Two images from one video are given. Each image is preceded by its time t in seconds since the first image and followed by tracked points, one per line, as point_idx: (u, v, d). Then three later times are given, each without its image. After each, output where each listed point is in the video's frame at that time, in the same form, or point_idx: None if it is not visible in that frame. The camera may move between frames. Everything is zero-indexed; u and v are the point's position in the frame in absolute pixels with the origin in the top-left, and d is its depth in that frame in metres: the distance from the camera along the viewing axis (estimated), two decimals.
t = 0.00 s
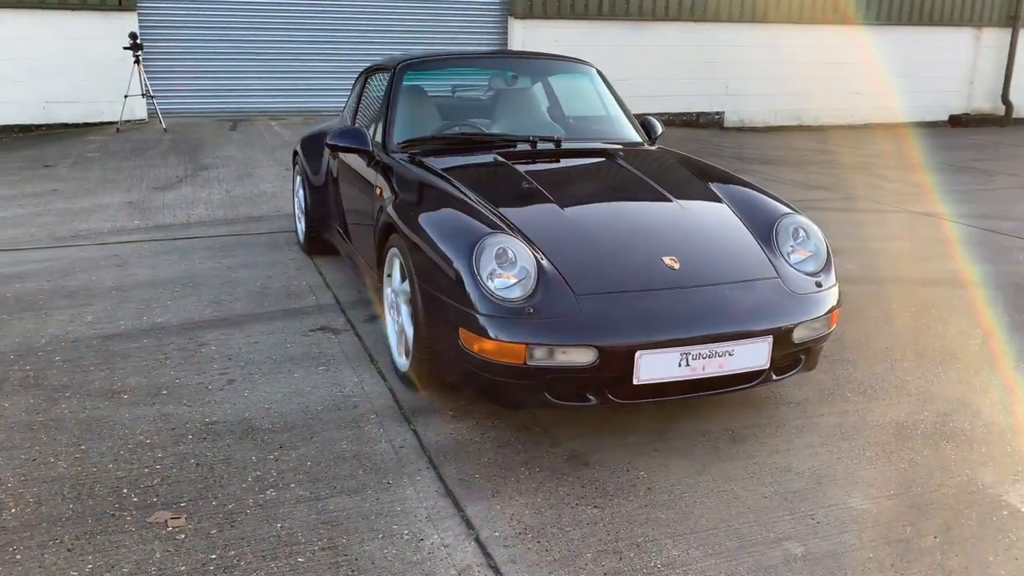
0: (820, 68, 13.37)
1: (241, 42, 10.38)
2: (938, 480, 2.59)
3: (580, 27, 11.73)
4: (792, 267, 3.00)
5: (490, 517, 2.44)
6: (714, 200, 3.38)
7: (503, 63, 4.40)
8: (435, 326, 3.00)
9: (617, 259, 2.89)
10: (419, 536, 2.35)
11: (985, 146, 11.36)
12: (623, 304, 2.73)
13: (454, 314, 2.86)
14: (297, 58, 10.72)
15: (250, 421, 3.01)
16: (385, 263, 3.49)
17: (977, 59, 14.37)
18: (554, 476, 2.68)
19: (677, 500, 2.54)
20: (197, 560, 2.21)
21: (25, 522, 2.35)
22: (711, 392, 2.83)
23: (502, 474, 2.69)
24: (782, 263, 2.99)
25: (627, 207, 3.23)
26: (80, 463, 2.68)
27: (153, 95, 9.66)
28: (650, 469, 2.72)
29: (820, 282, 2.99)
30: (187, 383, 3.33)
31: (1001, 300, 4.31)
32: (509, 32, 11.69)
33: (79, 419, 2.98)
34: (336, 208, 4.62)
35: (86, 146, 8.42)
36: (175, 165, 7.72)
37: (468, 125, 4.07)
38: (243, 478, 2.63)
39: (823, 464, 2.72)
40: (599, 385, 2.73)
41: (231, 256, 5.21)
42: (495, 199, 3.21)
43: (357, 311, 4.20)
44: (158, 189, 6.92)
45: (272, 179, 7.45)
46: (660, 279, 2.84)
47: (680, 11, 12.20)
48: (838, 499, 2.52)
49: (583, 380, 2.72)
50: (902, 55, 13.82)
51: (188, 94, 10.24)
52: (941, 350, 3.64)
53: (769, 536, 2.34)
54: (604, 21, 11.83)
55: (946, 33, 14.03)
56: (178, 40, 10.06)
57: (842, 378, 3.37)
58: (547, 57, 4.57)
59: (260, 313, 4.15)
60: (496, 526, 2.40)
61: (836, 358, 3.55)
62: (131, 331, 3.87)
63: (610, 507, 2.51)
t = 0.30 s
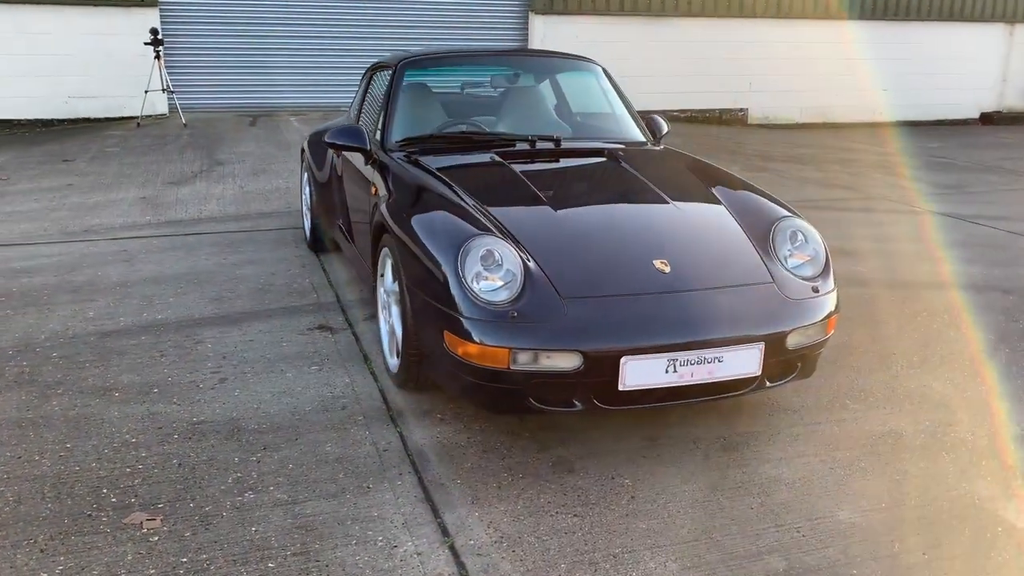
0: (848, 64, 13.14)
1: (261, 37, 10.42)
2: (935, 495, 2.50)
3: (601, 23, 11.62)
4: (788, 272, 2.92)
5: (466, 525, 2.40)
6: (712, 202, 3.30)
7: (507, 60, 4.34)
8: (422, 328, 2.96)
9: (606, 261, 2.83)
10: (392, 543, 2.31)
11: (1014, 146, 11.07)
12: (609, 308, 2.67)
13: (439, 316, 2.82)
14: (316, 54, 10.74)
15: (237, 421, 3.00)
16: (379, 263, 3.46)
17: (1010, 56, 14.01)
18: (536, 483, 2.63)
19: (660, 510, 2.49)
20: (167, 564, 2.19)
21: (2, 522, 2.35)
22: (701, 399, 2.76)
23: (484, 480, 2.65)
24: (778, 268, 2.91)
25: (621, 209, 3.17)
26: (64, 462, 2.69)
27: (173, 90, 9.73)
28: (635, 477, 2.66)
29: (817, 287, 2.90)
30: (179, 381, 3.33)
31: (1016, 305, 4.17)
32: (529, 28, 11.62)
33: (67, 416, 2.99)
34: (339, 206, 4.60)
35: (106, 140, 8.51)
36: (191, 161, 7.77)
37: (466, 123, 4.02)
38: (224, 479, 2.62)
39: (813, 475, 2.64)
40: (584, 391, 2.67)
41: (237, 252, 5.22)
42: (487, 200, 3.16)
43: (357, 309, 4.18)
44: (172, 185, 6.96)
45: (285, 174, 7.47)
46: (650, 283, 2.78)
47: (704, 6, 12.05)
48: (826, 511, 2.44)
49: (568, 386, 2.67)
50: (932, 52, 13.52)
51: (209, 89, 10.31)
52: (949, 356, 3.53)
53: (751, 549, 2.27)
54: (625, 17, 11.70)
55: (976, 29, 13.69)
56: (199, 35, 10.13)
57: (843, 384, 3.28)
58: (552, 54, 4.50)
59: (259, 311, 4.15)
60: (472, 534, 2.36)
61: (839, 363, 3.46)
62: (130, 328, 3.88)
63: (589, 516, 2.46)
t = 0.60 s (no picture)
0: (874, 66, 12.93)
1: (284, 38, 10.52)
2: (920, 507, 2.44)
3: (622, 24, 11.59)
4: (776, 277, 2.88)
5: (439, 528, 2.39)
6: (705, 207, 3.27)
7: (507, 62, 4.34)
8: (406, 329, 2.95)
9: (590, 265, 2.80)
10: (363, 544, 2.31)
11: None
12: (591, 312, 2.64)
13: (421, 318, 2.80)
14: (338, 55, 10.81)
15: (224, 420, 3.01)
16: (371, 264, 3.46)
17: None
18: (514, 487, 2.62)
19: (635, 516, 2.45)
20: (137, 561, 2.21)
21: None
22: (683, 405, 2.73)
23: (463, 482, 2.64)
24: (766, 273, 2.87)
25: (610, 212, 3.14)
26: (49, 457, 2.72)
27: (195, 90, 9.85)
28: (614, 482, 2.63)
29: (805, 292, 2.87)
30: (172, 378, 3.36)
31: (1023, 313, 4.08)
32: (550, 30, 11.61)
33: (59, 411, 3.02)
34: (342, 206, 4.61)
35: (128, 138, 8.63)
36: (209, 159, 7.86)
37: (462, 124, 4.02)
38: (204, 476, 2.63)
39: (796, 483, 2.59)
40: (564, 394, 2.65)
41: (245, 251, 5.26)
42: (476, 202, 3.15)
43: (355, 309, 4.19)
44: (189, 182, 7.04)
45: (300, 173, 7.53)
46: (633, 286, 2.75)
47: (725, 7, 11.95)
48: (804, 521, 2.39)
49: (548, 389, 2.65)
50: (961, 55, 13.27)
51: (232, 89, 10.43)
52: (951, 364, 3.45)
53: (723, 557, 2.23)
54: (646, 18, 11.66)
55: (1007, 31, 13.41)
56: (223, 36, 10.25)
57: (840, 393, 3.21)
58: (555, 55, 4.49)
59: (259, 309, 4.17)
60: (444, 538, 2.35)
61: (838, 372, 3.39)
62: (131, 325, 3.93)
63: (563, 521, 2.43)
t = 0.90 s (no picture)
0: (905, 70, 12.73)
1: (312, 40, 10.64)
2: (899, 515, 2.44)
3: (647, 27, 11.58)
4: (763, 282, 2.87)
5: (410, 528, 2.39)
6: (698, 209, 3.24)
7: (511, 63, 4.36)
8: (391, 328, 2.95)
9: (573, 267, 2.79)
10: (332, 543, 2.31)
11: None
12: (572, 315, 2.64)
13: (404, 319, 2.80)
14: (364, 57, 10.89)
15: (213, 416, 3.05)
16: (364, 264, 3.48)
17: None
18: (491, 487, 2.61)
19: (608, 520, 2.44)
20: (108, 555, 2.24)
21: None
22: (663, 408, 2.72)
23: (439, 481, 2.63)
24: (753, 278, 2.86)
25: (599, 214, 3.13)
26: (39, 450, 2.78)
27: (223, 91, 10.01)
28: (592, 485, 2.62)
29: (791, 297, 2.86)
30: (169, 374, 3.41)
31: None
32: (575, 34, 11.61)
33: (53, 406, 3.09)
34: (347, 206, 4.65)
35: (156, 138, 8.80)
36: (233, 159, 7.98)
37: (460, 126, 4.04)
38: (185, 472, 2.66)
39: (775, 489, 2.60)
40: (543, 396, 2.64)
41: (257, 249, 5.32)
42: (465, 202, 3.15)
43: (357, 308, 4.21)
44: (211, 182, 7.15)
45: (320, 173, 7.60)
46: (615, 289, 2.74)
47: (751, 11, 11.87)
48: (778, 530, 2.38)
49: (526, 390, 2.64)
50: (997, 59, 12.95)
51: (260, 90, 10.58)
52: (948, 377, 3.45)
53: (691, 563, 2.22)
54: (671, 22, 11.64)
55: None
56: (251, 38, 10.40)
57: (829, 399, 3.27)
58: (560, 58, 4.49)
59: (262, 307, 4.21)
60: (414, 537, 2.35)
61: (830, 377, 3.49)
62: (135, 321, 4.00)
63: (536, 523, 2.42)
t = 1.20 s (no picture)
0: (944, 70, 12.38)
1: (339, 40, 10.70)
2: (884, 528, 2.42)
3: (674, 26, 11.46)
4: (756, 287, 2.84)
5: (384, 529, 2.37)
6: (695, 212, 3.19)
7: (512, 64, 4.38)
8: (377, 328, 2.93)
9: (559, 269, 2.76)
10: (304, 544, 2.30)
11: None
12: (557, 317, 2.61)
13: (389, 321, 2.77)
14: (391, 56, 10.92)
15: (204, 414, 3.07)
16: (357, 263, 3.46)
17: None
18: (471, 490, 2.58)
19: (586, 525, 2.40)
20: (81, 551, 2.26)
21: None
22: (647, 413, 2.69)
23: (419, 483, 2.61)
24: (746, 282, 2.83)
25: (591, 216, 3.09)
26: (29, 446, 2.82)
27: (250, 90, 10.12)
28: (573, 490, 2.58)
29: (784, 303, 2.83)
30: (166, 371, 3.44)
31: None
32: (602, 34, 11.53)
33: (49, 402, 3.13)
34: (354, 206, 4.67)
35: (182, 136, 8.92)
36: (255, 157, 8.05)
37: (462, 126, 4.03)
38: (169, 470, 2.68)
39: (760, 496, 2.58)
40: (526, 399, 2.61)
41: (269, 248, 5.36)
42: (457, 202, 3.12)
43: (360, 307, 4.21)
44: (232, 180, 7.21)
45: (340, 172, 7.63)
46: (603, 292, 2.71)
47: (783, 11, 11.66)
48: (758, 540, 2.35)
49: (509, 393, 2.61)
50: None
51: (287, 90, 10.68)
52: (954, 389, 3.40)
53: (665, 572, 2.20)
54: (700, 21, 11.50)
55: None
56: (279, 38, 10.50)
57: (830, 405, 3.24)
58: (569, 59, 4.46)
59: (266, 306, 4.23)
60: (388, 539, 2.33)
61: (834, 385, 3.43)
62: (140, 318, 4.04)
63: (512, 527, 2.40)
